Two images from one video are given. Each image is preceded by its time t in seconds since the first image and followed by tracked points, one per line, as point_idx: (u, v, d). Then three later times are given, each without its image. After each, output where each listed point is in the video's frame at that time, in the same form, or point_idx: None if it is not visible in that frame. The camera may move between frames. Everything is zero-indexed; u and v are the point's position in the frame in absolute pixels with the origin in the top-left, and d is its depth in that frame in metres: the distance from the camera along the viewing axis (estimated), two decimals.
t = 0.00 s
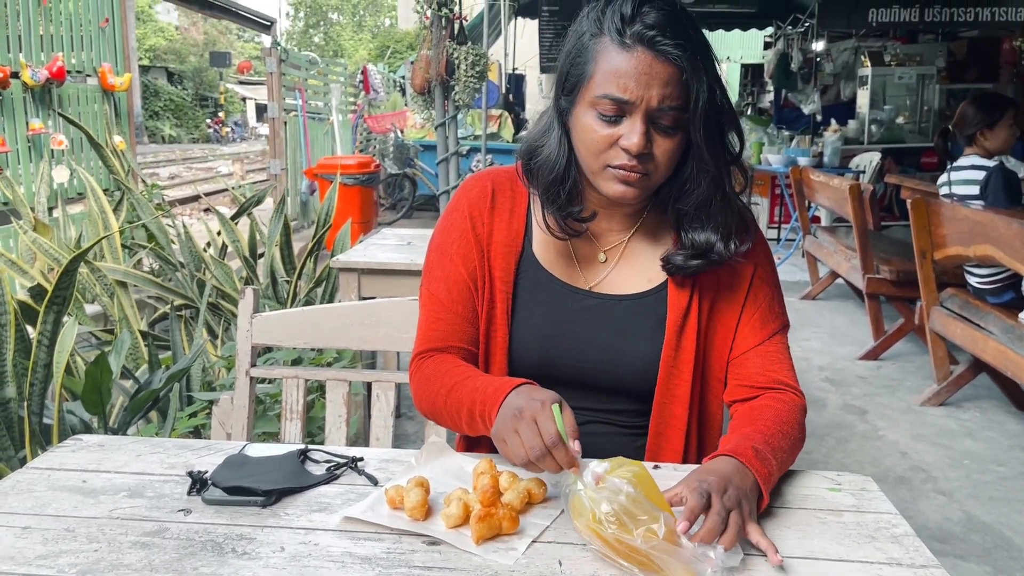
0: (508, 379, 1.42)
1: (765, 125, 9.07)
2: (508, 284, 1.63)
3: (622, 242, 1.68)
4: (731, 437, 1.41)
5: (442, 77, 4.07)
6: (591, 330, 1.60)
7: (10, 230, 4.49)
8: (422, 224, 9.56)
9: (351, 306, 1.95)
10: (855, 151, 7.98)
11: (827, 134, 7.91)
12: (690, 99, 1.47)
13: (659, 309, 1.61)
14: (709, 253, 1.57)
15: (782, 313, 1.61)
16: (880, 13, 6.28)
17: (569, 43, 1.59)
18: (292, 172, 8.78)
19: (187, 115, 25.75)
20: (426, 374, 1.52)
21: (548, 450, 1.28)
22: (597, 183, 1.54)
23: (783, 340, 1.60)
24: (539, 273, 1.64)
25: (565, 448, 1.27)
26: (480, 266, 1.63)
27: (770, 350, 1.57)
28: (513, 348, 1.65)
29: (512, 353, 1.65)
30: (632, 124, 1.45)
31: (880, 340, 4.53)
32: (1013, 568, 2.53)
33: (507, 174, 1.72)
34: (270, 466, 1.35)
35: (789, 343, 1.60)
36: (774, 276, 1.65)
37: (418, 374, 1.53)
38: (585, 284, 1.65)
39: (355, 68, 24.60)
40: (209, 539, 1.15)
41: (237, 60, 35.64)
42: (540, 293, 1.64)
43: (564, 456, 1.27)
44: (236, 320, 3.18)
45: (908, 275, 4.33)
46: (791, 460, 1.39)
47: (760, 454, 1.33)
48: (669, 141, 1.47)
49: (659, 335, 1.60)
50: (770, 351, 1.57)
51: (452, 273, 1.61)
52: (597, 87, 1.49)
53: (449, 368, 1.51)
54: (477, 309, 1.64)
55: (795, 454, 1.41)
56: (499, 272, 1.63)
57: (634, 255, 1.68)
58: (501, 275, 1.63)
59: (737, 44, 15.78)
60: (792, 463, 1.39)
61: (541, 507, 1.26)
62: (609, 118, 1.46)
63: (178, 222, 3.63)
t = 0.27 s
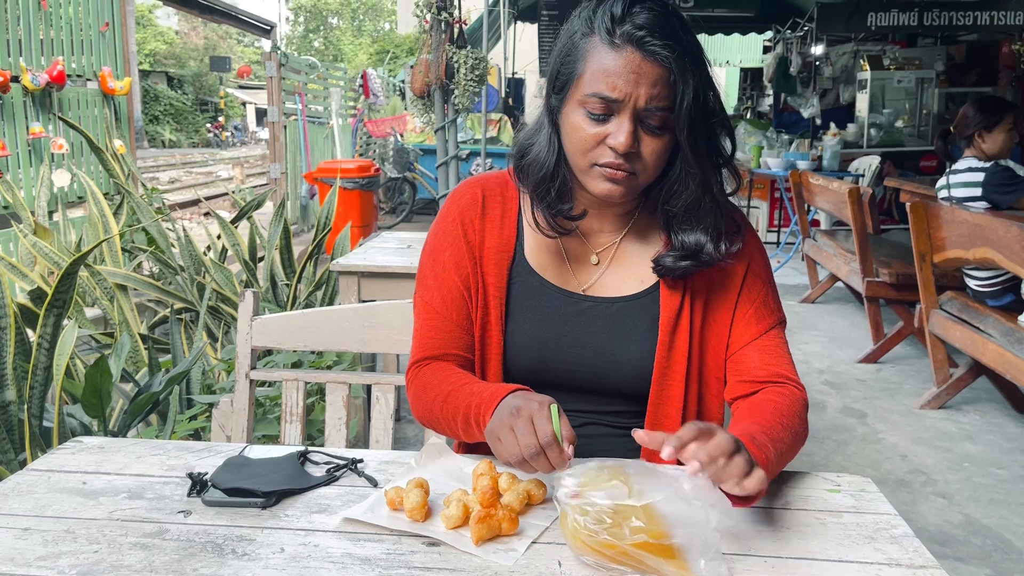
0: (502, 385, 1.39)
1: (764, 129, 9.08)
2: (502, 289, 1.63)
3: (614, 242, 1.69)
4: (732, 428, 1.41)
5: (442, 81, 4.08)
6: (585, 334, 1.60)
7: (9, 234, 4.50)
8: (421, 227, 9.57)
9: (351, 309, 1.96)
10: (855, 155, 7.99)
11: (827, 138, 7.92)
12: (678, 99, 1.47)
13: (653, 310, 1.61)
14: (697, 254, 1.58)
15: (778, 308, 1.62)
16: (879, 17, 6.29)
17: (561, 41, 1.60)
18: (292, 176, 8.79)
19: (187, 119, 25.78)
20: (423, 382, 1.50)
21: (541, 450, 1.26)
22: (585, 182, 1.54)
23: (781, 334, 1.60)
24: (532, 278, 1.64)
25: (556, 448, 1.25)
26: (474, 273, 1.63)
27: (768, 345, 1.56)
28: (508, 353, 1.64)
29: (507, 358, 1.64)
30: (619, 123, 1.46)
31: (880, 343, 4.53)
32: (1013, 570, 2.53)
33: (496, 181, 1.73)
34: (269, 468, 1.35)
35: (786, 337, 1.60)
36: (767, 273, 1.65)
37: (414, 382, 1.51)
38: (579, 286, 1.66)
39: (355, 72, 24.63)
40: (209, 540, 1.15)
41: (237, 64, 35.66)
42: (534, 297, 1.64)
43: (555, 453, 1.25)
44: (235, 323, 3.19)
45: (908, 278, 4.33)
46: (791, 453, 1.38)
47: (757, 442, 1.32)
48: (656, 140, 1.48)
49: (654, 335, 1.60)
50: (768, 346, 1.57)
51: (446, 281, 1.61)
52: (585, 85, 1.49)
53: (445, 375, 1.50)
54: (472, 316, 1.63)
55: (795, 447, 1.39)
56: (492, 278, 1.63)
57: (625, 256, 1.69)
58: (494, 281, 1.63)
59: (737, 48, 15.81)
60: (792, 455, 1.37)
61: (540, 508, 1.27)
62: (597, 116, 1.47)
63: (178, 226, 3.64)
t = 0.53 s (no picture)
0: (495, 392, 1.37)
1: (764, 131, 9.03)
2: (497, 297, 1.63)
3: (607, 243, 1.70)
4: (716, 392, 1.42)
5: (442, 83, 4.08)
6: (580, 337, 1.61)
7: (9, 236, 4.50)
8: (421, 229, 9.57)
9: (351, 310, 1.96)
10: (855, 157, 7.99)
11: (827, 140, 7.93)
12: (672, 103, 1.48)
13: (645, 309, 1.61)
14: (683, 258, 1.57)
15: (771, 295, 1.59)
16: (879, 18, 6.29)
17: (558, 39, 1.60)
18: (292, 179, 8.80)
19: (187, 121, 25.80)
20: (423, 395, 1.49)
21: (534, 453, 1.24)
22: (578, 182, 1.55)
23: (772, 320, 1.56)
24: (525, 284, 1.64)
25: (551, 450, 1.23)
26: (468, 283, 1.63)
27: (753, 329, 1.53)
28: (507, 359, 1.65)
29: (506, 366, 1.65)
30: (614, 123, 1.46)
31: (880, 345, 4.54)
32: (1014, 571, 2.53)
33: (484, 189, 1.73)
34: (270, 468, 1.35)
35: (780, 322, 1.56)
36: (761, 262, 1.63)
37: (415, 394, 1.51)
38: (573, 289, 1.66)
39: (355, 75, 24.65)
40: (210, 540, 1.15)
41: (238, 67, 35.70)
42: (528, 303, 1.63)
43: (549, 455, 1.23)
44: (236, 325, 3.19)
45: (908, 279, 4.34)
46: (759, 431, 1.35)
47: (720, 415, 1.30)
48: (649, 141, 1.48)
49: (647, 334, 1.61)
50: (752, 331, 1.53)
51: (441, 293, 1.61)
52: (581, 84, 1.50)
53: (442, 384, 1.49)
54: (469, 326, 1.63)
55: (764, 437, 1.36)
56: (486, 287, 1.63)
57: (618, 257, 1.69)
58: (489, 290, 1.63)
59: (737, 50, 15.81)
60: (756, 438, 1.34)
61: (541, 508, 1.27)
62: (591, 115, 1.48)
63: (178, 228, 3.64)
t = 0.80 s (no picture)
0: (492, 403, 1.36)
1: (764, 131, 9.03)
2: (490, 307, 1.62)
3: (600, 247, 1.69)
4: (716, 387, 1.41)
5: (442, 84, 4.08)
6: (575, 345, 1.61)
7: (9, 237, 4.49)
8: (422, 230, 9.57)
9: (351, 311, 1.96)
10: (855, 158, 7.99)
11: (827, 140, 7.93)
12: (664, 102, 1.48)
13: (638, 313, 1.61)
14: (673, 263, 1.57)
15: (765, 294, 1.59)
16: (879, 19, 6.29)
17: (548, 40, 1.60)
18: (292, 180, 8.80)
19: (187, 122, 25.81)
20: (423, 411, 1.47)
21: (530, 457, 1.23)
22: (569, 184, 1.55)
23: (766, 316, 1.55)
24: (518, 294, 1.63)
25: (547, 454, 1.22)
26: (461, 297, 1.62)
27: (748, 324, 1.52)
28: (503, 369, 1.64)
29: (503, 376, 1.64)
30: (604, 123, 1.46)
31: (880, 346, 4.53)
32: (1015, 572, 2.52)
33: (469, 200, 1.72)
34: (270, 470, 1.35)
35: (775, 318, 1.55)
36: (754, 260, 1.63)
37: (413, 411, 1.50)
38: (568, 295, 1.65)
39: (356, 76, 24.65)
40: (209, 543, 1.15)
41: (238, 68, 35.69)
42: (521, 313, 1.63)
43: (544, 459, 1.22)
44: (236, 326, 3.19)
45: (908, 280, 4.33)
46: (740, 427, 1.32)
47: (690, 415, 1.27)
48: (641, 142, 1.48)
49: (642, 337, 1.61)
50: (747, 326, 1.52)
51: (433, 308, 1.60)
52: (572, 84, 1.49)
53: (439, 400, 1.48)
54: (463, 339, 1.62)
55: (764, 432, 1.36)
56: (479, 300, 1.62)
57: (611, 260, 1.68)
58: (482, 302, 1.62)
59: (737, 51, 15.81)
60: (749, 433, 1.33)
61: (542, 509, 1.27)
62: (582, 116, 1.47)
63: (178, 228, 3.63)
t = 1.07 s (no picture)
0: (489, 410, 1.36)
1: (764, 131, 8.97)
2: (480, 312, 1.61)
3: (592, 250, 1.69)
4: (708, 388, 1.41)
5: (442, 84, 4.08)
6: (566, 351, 1.60)
7: (8, 238, 4.49)
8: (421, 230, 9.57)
9: (350, 311, 1.95)
10: (855, 158, 7.99)
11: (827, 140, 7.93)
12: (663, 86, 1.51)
13: (630, 317, 1.61)
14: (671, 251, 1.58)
15: (761, 294, 1.58)
16: (879, 19, 6.29)
17: (540, 34, 1.63)
18: (292, 180, 8.79)
19: (187, 122, 25.82)
20: (415, 417, 1.48)
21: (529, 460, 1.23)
22: (565, 174, 1.56)
23: (762, 318, 1.54)
24: (507, 299, 1.63)
25: (545, 455, 1.22)
26: (451, 302, 1.61)
27: (743, 326, 1.52)
28: (494, 375, 1.63)
29: (494, 381, 1.64)
30: (605, 105, 1.49)
31: (880, 346, 4.53)
32: (1015, 573, 2.52)
33: (460, 203, 1.72)
34: (268, 472, 1.35)
35: (770, 320, 1.55)
36: (749, 262, 1.63)
37: (406, 416, 1.51)
38: (558, 300, 1.65)
39: (356, 76, 24.64)
40: (207, 545, 1.15)
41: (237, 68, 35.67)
42: (512, 317, 1.62)
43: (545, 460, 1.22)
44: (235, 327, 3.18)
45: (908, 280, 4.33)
46: (732, 428, 1.31)
47: (676, 415, 1.25)
48: (642, 125, 1.51)
49: (633, 343, 1.60)
50: (742, 329, 1.52)
51: (423, 314, 1.60)
52: (569, 70, 1.53)
53: (430, 405, 1.48)
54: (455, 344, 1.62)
55: (761, 436, 1.35)
56: (468, 305, 1.61)
57: (604, 261, 1.68)
58: (471, 307, 1.61)
59: (737, 52, 15.79)
60: (743, 435, 1.33)
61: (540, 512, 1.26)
62: (581, 99, 1.50)
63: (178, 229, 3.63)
